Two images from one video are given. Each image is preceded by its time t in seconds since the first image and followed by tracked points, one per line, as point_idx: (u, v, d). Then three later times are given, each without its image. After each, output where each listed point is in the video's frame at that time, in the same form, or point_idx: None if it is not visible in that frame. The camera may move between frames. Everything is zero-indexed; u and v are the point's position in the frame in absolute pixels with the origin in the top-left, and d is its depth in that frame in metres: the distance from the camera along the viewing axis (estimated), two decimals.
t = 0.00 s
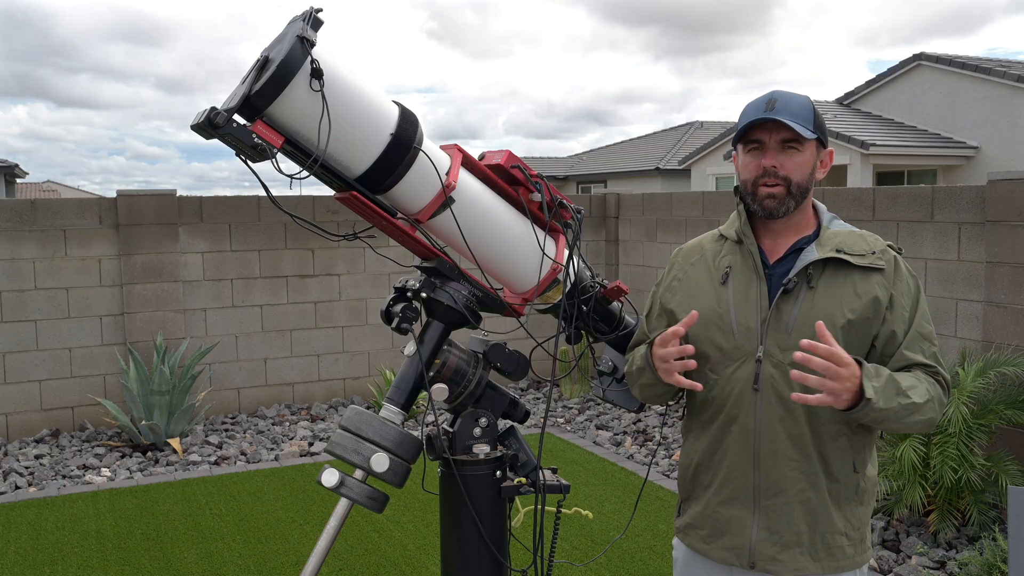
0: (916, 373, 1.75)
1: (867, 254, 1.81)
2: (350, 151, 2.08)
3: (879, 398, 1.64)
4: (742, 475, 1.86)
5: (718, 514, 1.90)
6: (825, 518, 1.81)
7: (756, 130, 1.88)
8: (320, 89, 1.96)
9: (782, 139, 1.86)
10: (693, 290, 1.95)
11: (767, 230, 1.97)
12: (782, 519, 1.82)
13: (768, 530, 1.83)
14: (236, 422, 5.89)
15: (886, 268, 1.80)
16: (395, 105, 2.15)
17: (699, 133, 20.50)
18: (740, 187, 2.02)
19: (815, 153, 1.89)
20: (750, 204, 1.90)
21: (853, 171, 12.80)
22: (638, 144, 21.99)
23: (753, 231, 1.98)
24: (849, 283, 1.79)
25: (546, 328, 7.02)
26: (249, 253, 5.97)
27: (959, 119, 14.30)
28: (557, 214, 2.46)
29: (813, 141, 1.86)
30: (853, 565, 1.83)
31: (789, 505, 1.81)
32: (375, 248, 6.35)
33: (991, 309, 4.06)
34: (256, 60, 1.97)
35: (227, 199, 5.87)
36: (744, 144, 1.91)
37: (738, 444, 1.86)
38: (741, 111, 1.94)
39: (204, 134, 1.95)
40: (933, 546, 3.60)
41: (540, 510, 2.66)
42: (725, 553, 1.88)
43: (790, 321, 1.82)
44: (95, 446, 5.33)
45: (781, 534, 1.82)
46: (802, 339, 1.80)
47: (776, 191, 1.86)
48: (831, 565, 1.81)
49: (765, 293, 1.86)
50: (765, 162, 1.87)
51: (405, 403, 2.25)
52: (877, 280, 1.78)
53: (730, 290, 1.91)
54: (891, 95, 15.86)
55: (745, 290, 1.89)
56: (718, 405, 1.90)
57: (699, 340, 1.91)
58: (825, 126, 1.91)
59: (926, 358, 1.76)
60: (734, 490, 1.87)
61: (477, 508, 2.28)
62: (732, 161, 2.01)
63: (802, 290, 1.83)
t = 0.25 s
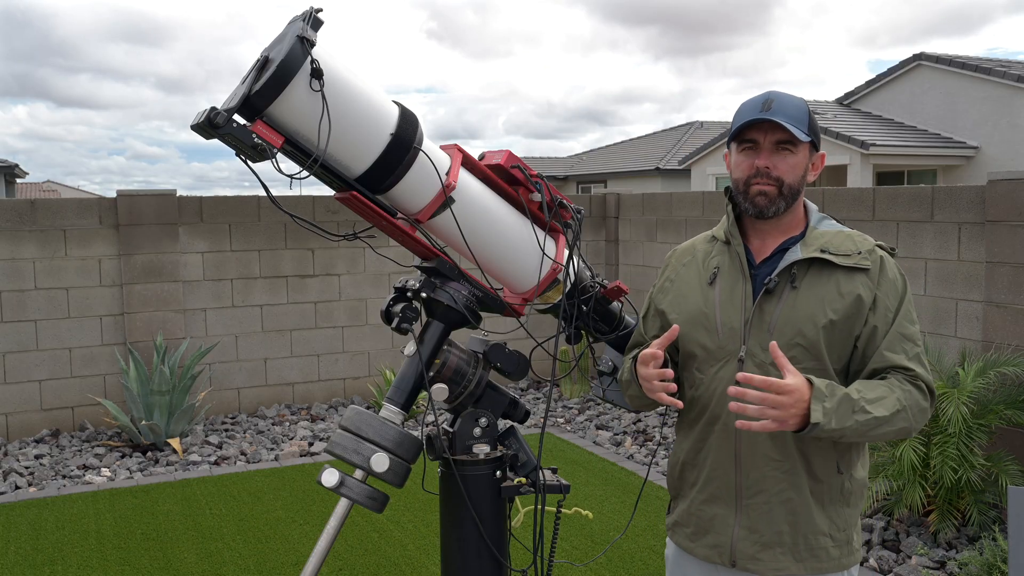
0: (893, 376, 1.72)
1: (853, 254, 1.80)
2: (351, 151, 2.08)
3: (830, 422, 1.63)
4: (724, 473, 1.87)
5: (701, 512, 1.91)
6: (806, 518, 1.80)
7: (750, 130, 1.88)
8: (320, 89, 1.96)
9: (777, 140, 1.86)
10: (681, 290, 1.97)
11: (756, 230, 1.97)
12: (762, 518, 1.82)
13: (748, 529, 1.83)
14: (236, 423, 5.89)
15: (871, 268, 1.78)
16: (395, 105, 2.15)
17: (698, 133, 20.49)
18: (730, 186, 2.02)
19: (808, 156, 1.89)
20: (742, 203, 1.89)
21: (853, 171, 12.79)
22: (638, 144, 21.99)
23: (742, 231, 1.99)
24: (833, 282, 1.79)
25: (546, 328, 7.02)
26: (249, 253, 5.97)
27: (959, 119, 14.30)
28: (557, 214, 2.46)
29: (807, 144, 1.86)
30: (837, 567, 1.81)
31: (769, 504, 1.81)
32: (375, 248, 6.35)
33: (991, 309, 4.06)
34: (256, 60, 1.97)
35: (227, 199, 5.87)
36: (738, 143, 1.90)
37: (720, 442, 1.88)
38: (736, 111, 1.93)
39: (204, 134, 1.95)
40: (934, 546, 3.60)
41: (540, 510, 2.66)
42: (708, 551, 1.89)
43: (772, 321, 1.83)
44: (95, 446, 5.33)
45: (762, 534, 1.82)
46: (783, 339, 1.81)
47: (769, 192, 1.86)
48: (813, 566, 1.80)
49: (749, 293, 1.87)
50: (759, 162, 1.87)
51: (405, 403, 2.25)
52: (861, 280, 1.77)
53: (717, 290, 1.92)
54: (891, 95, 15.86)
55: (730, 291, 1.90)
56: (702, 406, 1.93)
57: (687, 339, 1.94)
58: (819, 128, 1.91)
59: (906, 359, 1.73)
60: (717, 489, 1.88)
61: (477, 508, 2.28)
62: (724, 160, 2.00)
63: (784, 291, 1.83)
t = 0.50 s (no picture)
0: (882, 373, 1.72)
1: (842, 254, 1.79)
2: (351, 151, 2.08)
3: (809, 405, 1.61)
4: (711, 473, 1.87)
5: (689, 512, 1.92)
6: (793, 519, 1.79)
7: (739, 130, 1.88)
8: (320, 89, 1.96)
9: (766, 140, 1.86)
10: (672, 291, 1.98)
11: (745, 230, 1.97)
12: (749, 518, 1.82)
13: (736, 528, 1.83)
14: (235, 423, 5.89)
15: (859, 268, 1.78)
16: (395, 105, 2.15)
17: (699, 133, 20.49)
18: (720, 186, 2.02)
19: (797, 155, 1.89)
20: (731, 203, 1.89)
21: (853, 171, 12.79)
22: (638, 144, 21.98)
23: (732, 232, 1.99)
24: (821, 283, 1.79)
25: (546, 328, 7.02)
26: (249, 253, 5.97)
27: (959, 119, 14.29)
28: (557, 214, 2.46)
29: (796, 143, 1.86)
30: (825, 568, 1.81)
31: (756, 504, 1.81)
32: (374, 248, 6.35)
33: (991, 309, 4.06)
34: (256, 60, 1.97)
35: (227, 199, 5.87)
36: (726, 143, 1.90)
37: (707, 442, 1.88)
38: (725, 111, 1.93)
39: (204, 134, 1.95)
40: (933, 546, 3.60)
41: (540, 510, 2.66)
42: (697, 550, 1.89)
43: (759, 321, 1.84)
44: (95, 446, 5.33)
45: (749, 534, 1.82)
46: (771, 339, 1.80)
47: (757, 192, 1.86)
48: (801, 566, 1.80)
49: (737, 293, 1.88)
50: (748, 162, 1.87)
51: (405, 403, 2.25)
52: (849, 281, 1.77)
53: (706, 290, 1.92)
54: (891, 95, 15.86)
55: (720, 291, 1.90)
56: (691, 407, 1.94)
57: (676, 340, 1.94)
58: (808, 128, 1.91)
59: (895, 359, 1.72)
60: (704, 489, 1.89)
61: (477, 508, 2.28)
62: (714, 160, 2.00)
63: (772, 291, 1.83)
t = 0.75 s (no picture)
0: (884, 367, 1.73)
1: (835, 253, 1.79)
2: (351, 151, 2.08)
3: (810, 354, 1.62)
4: (707, 475, 1.86)
5: (686, 513, 1.91)
6: (789, 520, 1.79)
7: (727, 132, 1.88)
8: (320, 89, 1.96)
9: (754, 140, 1.85)
10: (667, 292, 1.98)
11: (738, 231, 1.97)
12: (744, 519, 1.82)
13: (731, 529, 1.83)
14: (235, 422, 5.89)
15: (853, 267, 1.78)
16: (395, 105, 2.15)
17: (699, 133, 20.49)
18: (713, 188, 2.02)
19: (787, 154, 1.88)
20: (721, 205, 1.89)
21: (853, 171, 12.79)
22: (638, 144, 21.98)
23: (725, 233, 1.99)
24: (815, 283, 1.79)
25: (546, 328, 7.02)
26: (249, 253, 5.97)
27: (959, 119, 14.29)
28: (557, 214, 2.46)
29: (785, 143, 1.85)
30: (820, 568, 1.81)
31: (752, 506, 1.81)
32: (374, 248, 6.35)
33: (991, 309, 4.06)
34: (256, 60, 1.97)
35: (227, 199, 5.87)
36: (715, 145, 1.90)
37: (703, 445, 1.87)
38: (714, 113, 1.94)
39: (204, 134, 1.95)
40: (933, 546, 3.60)
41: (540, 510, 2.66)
42: (693, 551, 1.89)
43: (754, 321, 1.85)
44: (95, 446, 5.33)
45: (745, 534, 1.82)
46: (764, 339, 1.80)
47: (748, 193, 1.85)
48: (797, 567, 1.80)
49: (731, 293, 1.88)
50: (736, 163, 1.87)
51: (405, 403, 2.25)
52: (843, 279, 1.77)
53: (700, 291, 1.92)
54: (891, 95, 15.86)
55: (714, 291, 1.90)
56: (687, 407, 1.92)
57: (671, 340, 1.95)
58: (798, 126, 1.90)
59: (892, 356, 1.75)
60: (700, 491, 1.88)
61: (477, 508, 2.28)
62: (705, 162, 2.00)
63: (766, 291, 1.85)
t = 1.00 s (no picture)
0: (868, 377, 1.72)
1: (832, 254, 1.79)
2: (351, 152, 2.09)
3: (798, 441, 1.60)
4: (716, 481, 1.86)
5: (693, 519, 1.91)
6: (799, 522, 1.81)
7: (715, 135, 1.87)
8: (320, 89, 1.96)
9: (742, 142, 1.85)
10: (662, 297, 1.94)
11: (731, 232, 1.96)
12: (755, 524, 1.82)
13: (743, 534, 1.83)
14: (236, 422, 5.89)
15: (850, 267, 1.79)
16: (395, 105, 2.15)
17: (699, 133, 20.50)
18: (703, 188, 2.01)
19: (776, 154, 1.88)
20: (713, 208, 1.89)
21: (853, 171, 12.79)
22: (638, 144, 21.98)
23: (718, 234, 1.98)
24: (815, 285, 1.79)
25: (546, 328, 7.02)
26: (249, 253, 5.97)
27: (959, 119, 14.29)
28: (557, 214, 2.46)
29: (773, 142, 1.85)
30: (831, 563, 1.84)
31: (762, 511, 1.81)
32: (374, 248, 6.35)
33: (991, 309, 4.06)
34: (256, 60, 1.97)
35: (227, 199, 5.87)
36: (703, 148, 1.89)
37: (711, 452, 1.87)
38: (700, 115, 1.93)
39: (204, 134, 1.95)
40: (933, 546, 3.60)
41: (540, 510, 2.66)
42: (703, 556, 1.89)
43: (756, 328, 1.82)
44: (95, 446, 5.33)
45: (756, 539, 1.82)
46: (769, 347, 1.81)
47: (739, 195, 1.85)
48: (809, 566, 1.81)
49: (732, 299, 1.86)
50: (726, 166, 1.86)
51: (405, 403, 2.25)
52: (842, 280, 1.78)
53: (698, 297, 1.90)
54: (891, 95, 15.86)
55: (712, 298, 1.88)
56: (689, 414, 1.91)
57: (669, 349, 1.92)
58: (786, 124, 1.90)
59: (882, 356, 1.73)
60: (708, 497, 1.88)
61: (477, 508, 2.28)
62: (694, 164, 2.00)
63: (766, 296, 1.82)
